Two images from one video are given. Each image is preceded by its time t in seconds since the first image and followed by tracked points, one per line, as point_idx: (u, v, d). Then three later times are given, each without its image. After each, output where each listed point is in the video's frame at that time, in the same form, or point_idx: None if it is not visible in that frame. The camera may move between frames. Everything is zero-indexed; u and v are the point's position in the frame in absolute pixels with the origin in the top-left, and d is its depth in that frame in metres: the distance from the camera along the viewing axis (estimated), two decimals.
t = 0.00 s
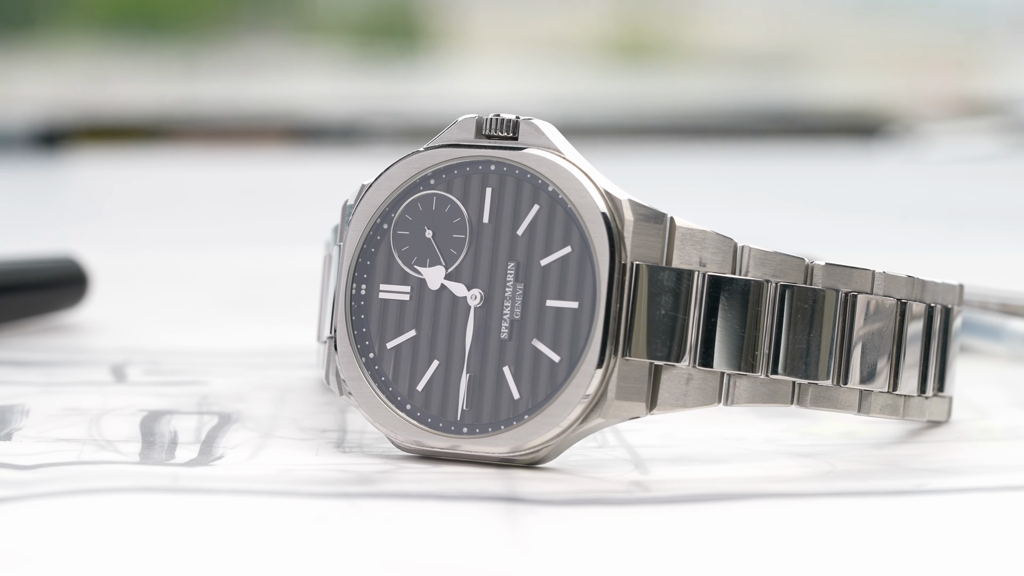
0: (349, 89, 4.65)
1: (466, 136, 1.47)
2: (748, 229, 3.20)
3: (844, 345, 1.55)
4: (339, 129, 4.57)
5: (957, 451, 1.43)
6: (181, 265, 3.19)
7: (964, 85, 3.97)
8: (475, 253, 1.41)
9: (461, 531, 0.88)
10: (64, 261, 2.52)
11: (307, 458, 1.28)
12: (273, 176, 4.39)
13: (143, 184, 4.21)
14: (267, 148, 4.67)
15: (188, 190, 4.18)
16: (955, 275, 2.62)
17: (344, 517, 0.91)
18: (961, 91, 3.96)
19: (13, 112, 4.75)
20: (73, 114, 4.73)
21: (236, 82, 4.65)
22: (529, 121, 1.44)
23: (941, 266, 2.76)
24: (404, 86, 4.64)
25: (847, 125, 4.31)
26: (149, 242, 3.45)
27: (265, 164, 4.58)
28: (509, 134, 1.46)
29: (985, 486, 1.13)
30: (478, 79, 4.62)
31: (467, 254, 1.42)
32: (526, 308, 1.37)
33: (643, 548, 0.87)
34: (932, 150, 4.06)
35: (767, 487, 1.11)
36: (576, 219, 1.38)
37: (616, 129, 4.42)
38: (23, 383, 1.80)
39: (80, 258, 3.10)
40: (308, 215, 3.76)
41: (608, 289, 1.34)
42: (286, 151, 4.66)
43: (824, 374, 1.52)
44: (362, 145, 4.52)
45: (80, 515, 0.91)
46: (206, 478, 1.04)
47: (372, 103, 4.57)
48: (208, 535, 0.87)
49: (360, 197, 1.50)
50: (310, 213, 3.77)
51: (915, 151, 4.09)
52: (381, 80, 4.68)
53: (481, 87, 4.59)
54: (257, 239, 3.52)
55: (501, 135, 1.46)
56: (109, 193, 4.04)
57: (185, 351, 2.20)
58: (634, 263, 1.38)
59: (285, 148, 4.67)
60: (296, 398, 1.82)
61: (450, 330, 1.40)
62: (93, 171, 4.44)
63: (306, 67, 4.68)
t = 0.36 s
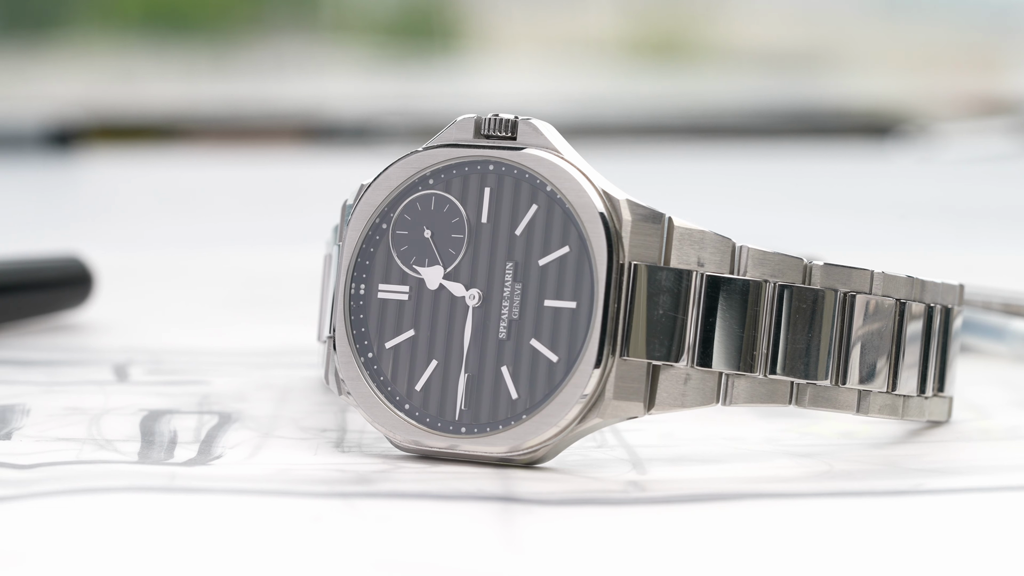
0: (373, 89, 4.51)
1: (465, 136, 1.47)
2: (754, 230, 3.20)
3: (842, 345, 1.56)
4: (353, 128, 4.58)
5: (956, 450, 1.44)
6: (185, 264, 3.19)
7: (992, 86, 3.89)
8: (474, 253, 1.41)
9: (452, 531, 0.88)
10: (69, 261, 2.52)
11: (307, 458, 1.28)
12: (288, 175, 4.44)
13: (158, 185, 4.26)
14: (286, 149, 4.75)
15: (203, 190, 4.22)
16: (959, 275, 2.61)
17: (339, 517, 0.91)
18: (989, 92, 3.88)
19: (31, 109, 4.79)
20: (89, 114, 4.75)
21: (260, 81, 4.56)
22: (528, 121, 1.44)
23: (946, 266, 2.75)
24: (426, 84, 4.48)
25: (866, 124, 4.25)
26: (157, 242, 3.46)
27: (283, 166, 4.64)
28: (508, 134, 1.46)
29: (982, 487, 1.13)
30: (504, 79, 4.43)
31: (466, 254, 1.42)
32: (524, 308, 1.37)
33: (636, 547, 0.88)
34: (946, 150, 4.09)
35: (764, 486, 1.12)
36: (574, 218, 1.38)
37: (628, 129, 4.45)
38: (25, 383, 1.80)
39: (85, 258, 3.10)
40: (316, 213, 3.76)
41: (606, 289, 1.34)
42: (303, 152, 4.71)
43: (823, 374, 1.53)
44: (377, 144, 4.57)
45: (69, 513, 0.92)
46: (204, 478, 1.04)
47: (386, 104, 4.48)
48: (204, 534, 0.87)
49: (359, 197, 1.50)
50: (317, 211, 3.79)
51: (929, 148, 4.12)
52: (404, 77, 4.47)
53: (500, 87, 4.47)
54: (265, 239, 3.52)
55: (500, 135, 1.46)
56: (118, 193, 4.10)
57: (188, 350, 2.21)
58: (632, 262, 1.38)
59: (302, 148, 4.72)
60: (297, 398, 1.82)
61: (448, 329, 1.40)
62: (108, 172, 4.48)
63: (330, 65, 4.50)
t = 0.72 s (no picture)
0: (398, 88, 4.44)
1: (464, 136, 1.47)
2: (759, 230, 3.19)
3: (841, 345, 1.55)
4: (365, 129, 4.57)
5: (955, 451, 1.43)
6: (188, 263, 3.20)
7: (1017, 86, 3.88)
8: (473, 252, 1.42)
9: (448, 531, 0.88)
10: (73, 261, 2.52)
11: (306, 458, 1.28)
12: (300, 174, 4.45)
13: (171, 185, 4.28)
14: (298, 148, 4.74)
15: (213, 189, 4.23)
16: (962, 275, 2.61)
17: (335, 516, 0.91)
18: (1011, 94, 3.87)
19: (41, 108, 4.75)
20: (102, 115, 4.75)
21: (281, 80, 4.51)
22: (527, 121, 1.44)
23: (950, 266, 2.75)
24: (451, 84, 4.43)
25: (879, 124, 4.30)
26: (162, 241, 3.46)
27: (295, 166, 4.63)
28: (507, 134, 1.46)
29: (980, 487, 1.13)
30: (530, 79, 4.37)
31: (464, 254, 1.42)
32: (523, 307, 1.37)
33: (631, 547, 0.88)
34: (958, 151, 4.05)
35: (762, 486, 1.12)
36: (573, 218, 1.38)
37: (645, 131, 4.47)
38: (26, 382, 1.80)
39: (90, 258, 3.11)
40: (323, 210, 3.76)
41: (604, 288, 1.34)
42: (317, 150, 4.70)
43: (821, 374, 1.52)
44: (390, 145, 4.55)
45: (65, 513, 0.92)
46: (200, 477, 1.04)
47: (401, 104, 4.46)
48: (200, 533, 0.87)
49: (358, 197, 1.50)
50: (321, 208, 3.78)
51: (943, 147, 4.08)
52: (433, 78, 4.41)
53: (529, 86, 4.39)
54: (269, 238, 3.53)
55: (498, 135, 1.46)
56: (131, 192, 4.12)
57: (190, 350, 2.21)
58: (630, 262, 1.38)
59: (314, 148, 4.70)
60: (298, 397, 1.82)
61: (447, 329, 1.40)
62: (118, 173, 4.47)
63: (353, 64, 4.45)
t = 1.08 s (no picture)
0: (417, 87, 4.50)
1: (462, 136, 1.47)
2: (765, 231, 3.19)
3: (840, 345, 1.55)
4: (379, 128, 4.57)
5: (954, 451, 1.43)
6: (191, 263, 3.20)
7: None
8: (472, 252, 1.42)
9: (443, 531, 0.88)
10: (77, 261, 2.53)
11: (305, 457, 1.28)
12: (311, 173, 4.45)
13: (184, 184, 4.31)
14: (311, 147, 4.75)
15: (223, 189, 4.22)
16: (966, 275, 2.61)
17: (329, 516, 0.91)
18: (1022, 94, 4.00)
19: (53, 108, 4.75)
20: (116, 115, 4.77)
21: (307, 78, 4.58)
22: (525, 121, 1.44)
23: (954, 266, 2.75)
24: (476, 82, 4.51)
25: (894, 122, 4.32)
26: (167, 241, 3.46)
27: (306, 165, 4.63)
28: (506, 135, 1.46)
29: (979, 487, 1.13)
30: (553, 77, 4.44)
31: (463, 254, 1.42)
32: (521, 307, 1.38)
33: (624, 547, 0.88)
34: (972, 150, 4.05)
35: (759, 487, 1.12)
36: (571, 218, 1.38)
37: (658, 130, 4.54)
38: (28, 382, 1.81)
39: (94, 257, 3.11)
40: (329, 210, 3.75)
41: (602, 287, 1.34)
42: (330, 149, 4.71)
43: (820, 374, 1.52)
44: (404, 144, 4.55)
45: (61, 512, 0.92)
46: (198, 477, 1.04)
47: (416, 103, 4.49)
48: (194, 533, 0.87)
49: (357, 197, 1.51)
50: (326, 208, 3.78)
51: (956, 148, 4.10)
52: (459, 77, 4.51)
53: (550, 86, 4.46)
54: (274, 238, 3.53)
55: (498, 135, 1.47)
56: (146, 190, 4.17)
57: (192, 350, 2.21)
58: (628, 262, 1.38)
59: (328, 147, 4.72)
60: (298, 397, 1.82)
61: (445, 330, 1.41)
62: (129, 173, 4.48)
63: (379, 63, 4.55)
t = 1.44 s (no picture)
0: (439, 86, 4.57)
1: (461, 136, 1.47)
2: (770, 231, 3.18)
3: (839, 345, 1.55)
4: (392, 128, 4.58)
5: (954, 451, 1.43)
6: (195, 262, 3.20)
7: None
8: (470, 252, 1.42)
9: (439, 530, 0.88)
10: (84, 259, 2.53)
11: (304, 457, 1.29)
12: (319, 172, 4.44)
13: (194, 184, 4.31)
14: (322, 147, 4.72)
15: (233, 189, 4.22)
16: (970, 275, 2.60)
17: (325, 516, 0.91)
18: None
19: (73, 108, 4.82)
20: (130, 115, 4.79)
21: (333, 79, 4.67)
22: (525, 121, 1.44)
23: (957, 266, 2.74)
24: (495, 82, 4.56)
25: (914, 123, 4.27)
26: (173, 240, 3.47)
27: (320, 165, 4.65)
28: (506, 135, 1.47)
29: (978, 487, 1.13)
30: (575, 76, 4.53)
31: (462, 254, 1.42)
32: (520, 308, 1.38)
33: (619, 547, 0.88)
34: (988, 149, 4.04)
35: (758, 487, 1.12)
36: (570, 218, 1.38)
37: (673, 131, 4.54)
38: (29, 382, 1.81)
39: (98, 257, 3.12)
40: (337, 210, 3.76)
41: (600, 287, 1.34)
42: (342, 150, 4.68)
43: (818, 374, 1.52)
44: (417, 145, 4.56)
45: (58, 510, 0.92)
46: (196, 477, 1.04)
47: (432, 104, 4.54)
48: (188, 532, 0.88)
49: (357, 197, 1.51)
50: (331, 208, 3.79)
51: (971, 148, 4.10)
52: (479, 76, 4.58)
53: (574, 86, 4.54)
54: (279, 237, 3.53)
55: (497, 135, 1.47)
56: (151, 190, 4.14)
57: (195, 350, 2.21)
58: (627, 262, 1.38)
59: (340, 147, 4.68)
60: (299, 397, 1.83)
61: (444, 330, 1.41)
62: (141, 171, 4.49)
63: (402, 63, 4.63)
